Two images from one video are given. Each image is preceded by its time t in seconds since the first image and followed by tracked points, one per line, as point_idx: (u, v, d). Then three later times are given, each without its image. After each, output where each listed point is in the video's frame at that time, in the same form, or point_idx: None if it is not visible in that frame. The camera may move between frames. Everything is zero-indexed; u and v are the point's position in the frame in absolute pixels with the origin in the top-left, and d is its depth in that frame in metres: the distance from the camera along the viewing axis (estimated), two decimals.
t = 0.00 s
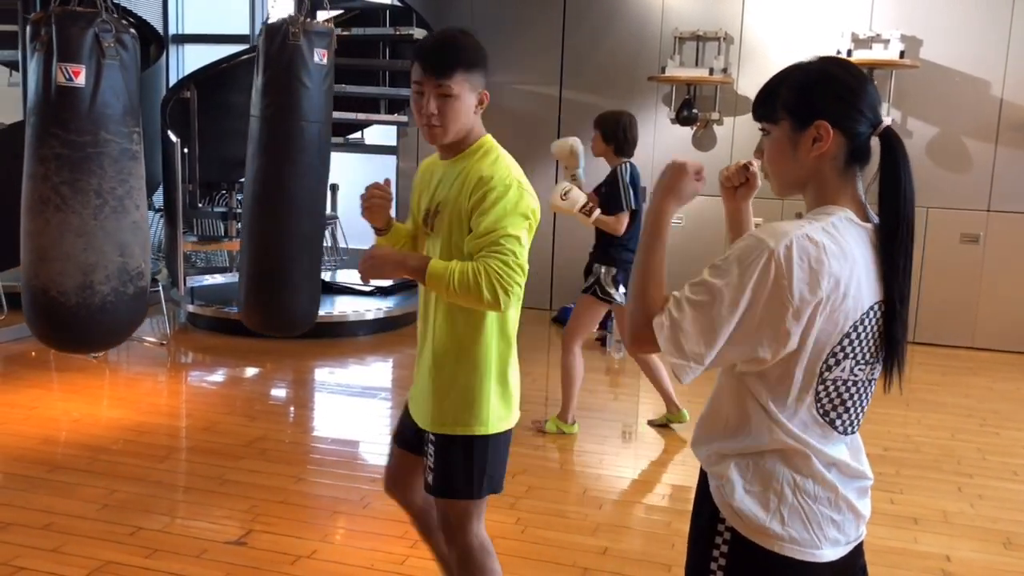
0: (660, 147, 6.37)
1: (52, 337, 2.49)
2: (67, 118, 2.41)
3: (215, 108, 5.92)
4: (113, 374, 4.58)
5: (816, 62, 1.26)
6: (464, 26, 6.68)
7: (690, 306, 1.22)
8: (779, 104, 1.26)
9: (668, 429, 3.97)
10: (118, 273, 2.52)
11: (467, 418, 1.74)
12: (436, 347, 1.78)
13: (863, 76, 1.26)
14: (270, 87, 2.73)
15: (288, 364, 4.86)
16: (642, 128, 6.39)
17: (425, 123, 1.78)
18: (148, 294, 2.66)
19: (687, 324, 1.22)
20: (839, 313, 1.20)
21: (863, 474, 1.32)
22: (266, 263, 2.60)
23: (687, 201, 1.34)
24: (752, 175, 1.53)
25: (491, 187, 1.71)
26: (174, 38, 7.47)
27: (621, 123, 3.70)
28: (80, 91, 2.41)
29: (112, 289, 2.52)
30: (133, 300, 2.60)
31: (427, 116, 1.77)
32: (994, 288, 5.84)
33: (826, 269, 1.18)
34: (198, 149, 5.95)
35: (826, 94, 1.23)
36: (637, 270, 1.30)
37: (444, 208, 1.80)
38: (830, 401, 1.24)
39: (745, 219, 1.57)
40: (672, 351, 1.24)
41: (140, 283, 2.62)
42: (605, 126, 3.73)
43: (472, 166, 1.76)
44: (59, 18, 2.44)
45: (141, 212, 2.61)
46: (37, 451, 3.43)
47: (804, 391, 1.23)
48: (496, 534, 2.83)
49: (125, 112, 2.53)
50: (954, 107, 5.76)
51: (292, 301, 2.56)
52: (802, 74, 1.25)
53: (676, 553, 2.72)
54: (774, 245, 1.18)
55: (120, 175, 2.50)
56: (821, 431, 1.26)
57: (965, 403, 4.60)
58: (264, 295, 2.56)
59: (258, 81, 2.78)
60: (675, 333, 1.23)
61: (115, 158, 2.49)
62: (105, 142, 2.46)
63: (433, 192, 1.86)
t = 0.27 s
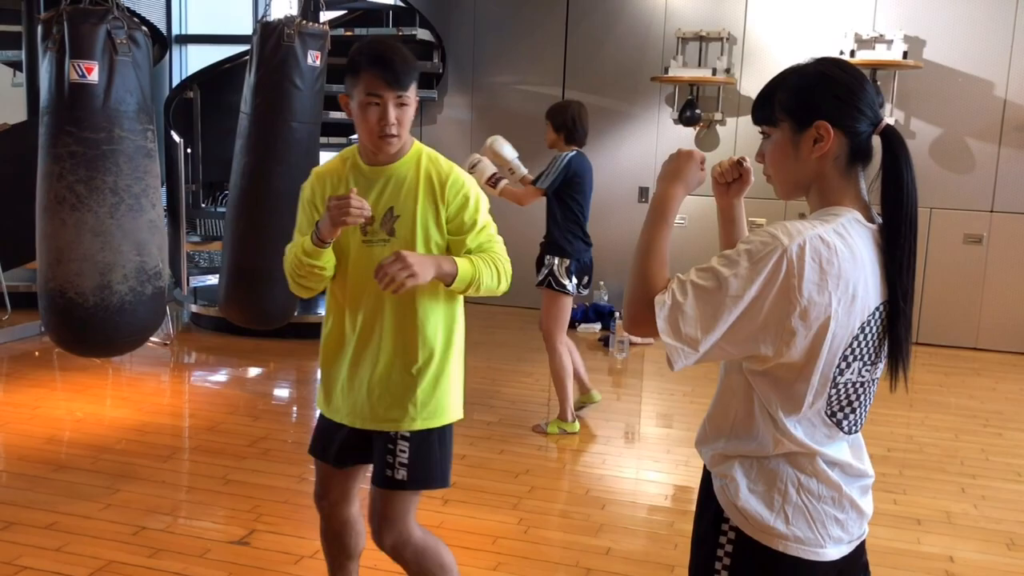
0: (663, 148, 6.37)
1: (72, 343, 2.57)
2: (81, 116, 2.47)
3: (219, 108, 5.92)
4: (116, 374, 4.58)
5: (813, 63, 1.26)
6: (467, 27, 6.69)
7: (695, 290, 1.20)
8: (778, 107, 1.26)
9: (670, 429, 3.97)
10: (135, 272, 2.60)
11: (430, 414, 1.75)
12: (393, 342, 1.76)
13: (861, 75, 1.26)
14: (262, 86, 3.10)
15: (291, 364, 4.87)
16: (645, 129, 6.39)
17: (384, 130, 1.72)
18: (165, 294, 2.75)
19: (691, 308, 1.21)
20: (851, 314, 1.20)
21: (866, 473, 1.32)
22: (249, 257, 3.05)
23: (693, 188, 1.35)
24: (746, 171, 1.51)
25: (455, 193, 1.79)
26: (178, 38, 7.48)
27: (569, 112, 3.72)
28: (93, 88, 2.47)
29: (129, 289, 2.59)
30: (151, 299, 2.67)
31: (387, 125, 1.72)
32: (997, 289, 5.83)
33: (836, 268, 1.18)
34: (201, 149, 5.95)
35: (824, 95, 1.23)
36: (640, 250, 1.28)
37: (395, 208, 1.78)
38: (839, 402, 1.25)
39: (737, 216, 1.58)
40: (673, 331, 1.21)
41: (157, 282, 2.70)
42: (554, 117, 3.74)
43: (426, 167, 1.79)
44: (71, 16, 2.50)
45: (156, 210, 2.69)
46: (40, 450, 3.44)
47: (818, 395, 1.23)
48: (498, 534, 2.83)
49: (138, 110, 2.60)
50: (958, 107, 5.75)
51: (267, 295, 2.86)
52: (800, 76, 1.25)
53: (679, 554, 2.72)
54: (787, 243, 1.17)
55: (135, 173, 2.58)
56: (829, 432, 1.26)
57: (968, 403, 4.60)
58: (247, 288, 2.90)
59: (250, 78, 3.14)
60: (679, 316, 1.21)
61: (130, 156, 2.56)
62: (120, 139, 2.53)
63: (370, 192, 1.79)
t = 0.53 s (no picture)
0: (666, 147, 6.36)
1: (89, 339, 2.58)
2: (96, 113, 2.50)
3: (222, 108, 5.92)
4: (119, 373, 4.59)
5: (819, 62, 1.26)
6: (470, 26, 6.68)
7: (693, 285, 1.21)
8: (783, 107, 1.26)
9: (673, 429, 3.97)
10: (153, 270, 2.63)
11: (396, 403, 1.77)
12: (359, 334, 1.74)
13: (867, 74, 1.26)
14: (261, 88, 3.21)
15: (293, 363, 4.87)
16: (649, 129, 6.38)
17: (357, 121, 1.69)
18: (184, 291, 2.77)
19: (688, 304, 1.21)
20: (850, 315, 1.20)
21: (866, 473, 1.31)
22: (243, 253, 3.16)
23: (707, 186, 1.35)
24: (752, 160, 1.50)
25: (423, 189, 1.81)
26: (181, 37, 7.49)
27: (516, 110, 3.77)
28: (107, 85, 2.50)
29: (147, 286, 2.62)
30: (168, 297, 2.70)
31: (359, 117, 1.69)
32: (1001, 289, 5.81)
33: (836, 268, 1.18)
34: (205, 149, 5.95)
35: (829, 94, 1.23)
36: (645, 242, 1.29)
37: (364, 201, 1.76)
38: (840, 403, 1.25)
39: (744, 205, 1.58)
40: (673, 329, 1.22)
41: (174, 279, 2.72)
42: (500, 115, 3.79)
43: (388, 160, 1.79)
44: (84, 15, 2.53)
45: (173, 208, 2.71)
46: (43, 449, 3.44)
47: (816, 395, 1.22)
48: (500, 533, 2.83)
49: (152, 107, 2.62)
50: (962, 107, 5.74)
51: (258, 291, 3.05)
52: (805, 76, 1.25)
53: (681, 553, 2.72)
54: (787, 243, 1.17)
55: (151, 170, 2.60)
56: (830, 432, 1.26)
57: (972, 404, 4.59)
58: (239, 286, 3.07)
59: (249, 80, 3.25)
60: (677, 314, 1.21)
61: (146, 153, 2.58)
62: (135, 136, 2.55)
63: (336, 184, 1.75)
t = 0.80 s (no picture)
0: (669, 146, 6.35)
1: (106, 339, 2.52)
2: (107, 112, 2.51)
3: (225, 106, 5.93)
4: (123, 371, 4.59)
5: (825, 60, 1.26)
6: (473, 25, 6.68)
7: (694, 286, 1.20)
8: (789, 104, 1.26)
9: (676, 428, 3.97)
10: (167, 267, 2.61)
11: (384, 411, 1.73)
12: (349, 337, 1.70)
13: (874, 73, 1.26)
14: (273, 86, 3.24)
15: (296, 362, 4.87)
16: (652, 128, 6.38)
17: (365, 121, 1.65)
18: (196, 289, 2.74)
19: (688, 304, 1.20)
20: (851, 314, 1.19)
21: (868, 471, 1.31)
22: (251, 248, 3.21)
23: (708, 187, 1.35)
24: (756, 149, 1.52)
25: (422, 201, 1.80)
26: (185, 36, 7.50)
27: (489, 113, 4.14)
28: (118, 84, 2.52)
29: (162, 283, 2.60)
30: (183, 294, 2.67)
31: (368, 117, 1.65)
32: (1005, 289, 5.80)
33: (838, 267, 1.18)
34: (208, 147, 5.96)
35: (836, 92, 1.22)
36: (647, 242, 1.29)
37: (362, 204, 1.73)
38: (844, 403, 1.24)
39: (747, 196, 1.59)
40: (674, 329, 1.21)
41: (188, 277, 2.70)
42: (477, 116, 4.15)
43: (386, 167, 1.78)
44: (94, 15, 2.56)
45: (184, 205, 2.71)
46: (47, 446, 3.44)
47: (819, 394, 1.22)
48: (503, 531, 2.83)
49: (163, 105, 2.64)
50: (966, 106, 5.73)
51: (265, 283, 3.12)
52: (812, 73, 1.25)
53: (684, 553, 2.72)
54: (787, 242, 1.16)
55: (163, 168, 2.60)
56: (833, 431, 1.26)
57: (975, 404, 4.58)
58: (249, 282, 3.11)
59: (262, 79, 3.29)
60: (678, 313, 1.21)
61: (157, 150, 2.59)
62: (146, 135, 2.56)
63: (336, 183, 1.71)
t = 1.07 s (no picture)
0: (672, 144, 6.35)
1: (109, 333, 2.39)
2: (111, 113, 2.32)
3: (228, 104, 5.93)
4: (125, 368, 4.60)
5: (827, 60, 1.26)
6: (476, 23, 6.68)
7: (696, 287, 1.20)
8: (791, 104, 1.26)
9: (677, 427, 3.97)
10: (171, 264, 2.45)
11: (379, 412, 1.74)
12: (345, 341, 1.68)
13: (876, 72, 1.25)
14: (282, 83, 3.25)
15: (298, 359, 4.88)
16: (655, 126, 6.37)
17: (359, 113, 1.61)
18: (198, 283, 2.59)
19: (688, 302, 1.20)
20: (851, 316, 1.19)
21: (867, 470, 1.31)
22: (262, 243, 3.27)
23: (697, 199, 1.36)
24: (759, 150, 1.53)
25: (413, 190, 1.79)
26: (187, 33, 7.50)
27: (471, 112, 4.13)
28: (122, 87, 2.33)
29: (165, 281, 2.44)
30: (186, 290, 2.52)
31: (363, 108, 1.61)
32: (1008, 288, 5.80)
33: (837, 269, 1.17)
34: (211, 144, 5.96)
35: (837, 92, 1.22)
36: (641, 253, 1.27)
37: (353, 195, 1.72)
38: (843, 404, 1.24)
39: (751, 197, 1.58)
40: (674, 328, 1.20)
41: (191, 273, 2.55)
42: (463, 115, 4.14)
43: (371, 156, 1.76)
44: (97, 15, 2.34)
45: (189, 203, 2.54)
46: (49, 443, 3.45)
47: (818, 395, 1.22)
48: (504, 529, 2.83)
49: (167, 105, 2.45)
50: (969, 106, 5.72)
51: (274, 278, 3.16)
52: (814, 73, 1.25)
53: (685, 551, 2.72)
54: (787, 243, 1.16)
55: (167, 167, 2.43)
56: (832, 431, 1.25)
57: (977, 403, 4.58)
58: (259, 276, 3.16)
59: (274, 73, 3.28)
60: (676, 310, 1.20)
61: (161, 150, 2.41)
62: (151, 135, 2.38)
63: (327, 178, 1.69)
